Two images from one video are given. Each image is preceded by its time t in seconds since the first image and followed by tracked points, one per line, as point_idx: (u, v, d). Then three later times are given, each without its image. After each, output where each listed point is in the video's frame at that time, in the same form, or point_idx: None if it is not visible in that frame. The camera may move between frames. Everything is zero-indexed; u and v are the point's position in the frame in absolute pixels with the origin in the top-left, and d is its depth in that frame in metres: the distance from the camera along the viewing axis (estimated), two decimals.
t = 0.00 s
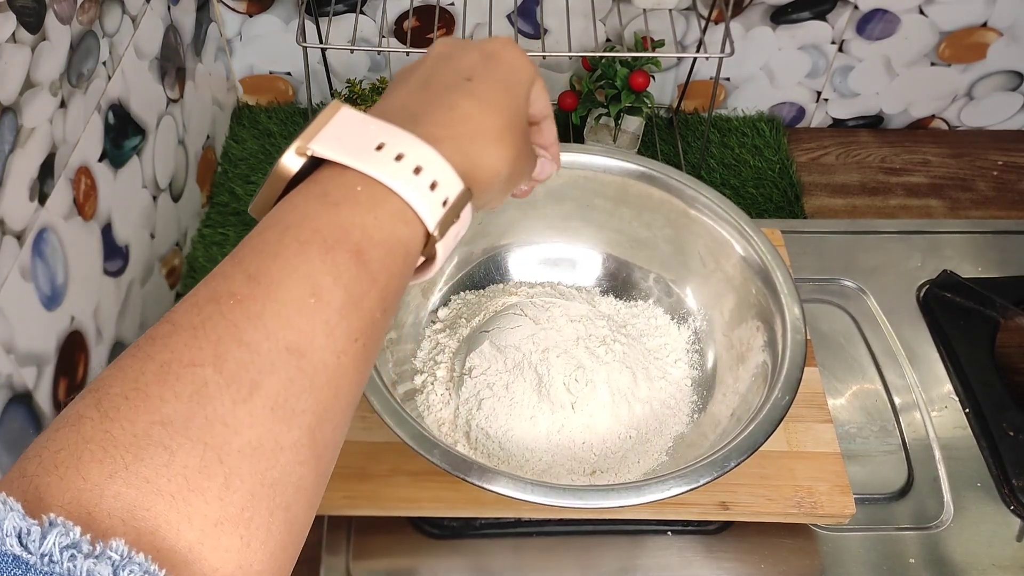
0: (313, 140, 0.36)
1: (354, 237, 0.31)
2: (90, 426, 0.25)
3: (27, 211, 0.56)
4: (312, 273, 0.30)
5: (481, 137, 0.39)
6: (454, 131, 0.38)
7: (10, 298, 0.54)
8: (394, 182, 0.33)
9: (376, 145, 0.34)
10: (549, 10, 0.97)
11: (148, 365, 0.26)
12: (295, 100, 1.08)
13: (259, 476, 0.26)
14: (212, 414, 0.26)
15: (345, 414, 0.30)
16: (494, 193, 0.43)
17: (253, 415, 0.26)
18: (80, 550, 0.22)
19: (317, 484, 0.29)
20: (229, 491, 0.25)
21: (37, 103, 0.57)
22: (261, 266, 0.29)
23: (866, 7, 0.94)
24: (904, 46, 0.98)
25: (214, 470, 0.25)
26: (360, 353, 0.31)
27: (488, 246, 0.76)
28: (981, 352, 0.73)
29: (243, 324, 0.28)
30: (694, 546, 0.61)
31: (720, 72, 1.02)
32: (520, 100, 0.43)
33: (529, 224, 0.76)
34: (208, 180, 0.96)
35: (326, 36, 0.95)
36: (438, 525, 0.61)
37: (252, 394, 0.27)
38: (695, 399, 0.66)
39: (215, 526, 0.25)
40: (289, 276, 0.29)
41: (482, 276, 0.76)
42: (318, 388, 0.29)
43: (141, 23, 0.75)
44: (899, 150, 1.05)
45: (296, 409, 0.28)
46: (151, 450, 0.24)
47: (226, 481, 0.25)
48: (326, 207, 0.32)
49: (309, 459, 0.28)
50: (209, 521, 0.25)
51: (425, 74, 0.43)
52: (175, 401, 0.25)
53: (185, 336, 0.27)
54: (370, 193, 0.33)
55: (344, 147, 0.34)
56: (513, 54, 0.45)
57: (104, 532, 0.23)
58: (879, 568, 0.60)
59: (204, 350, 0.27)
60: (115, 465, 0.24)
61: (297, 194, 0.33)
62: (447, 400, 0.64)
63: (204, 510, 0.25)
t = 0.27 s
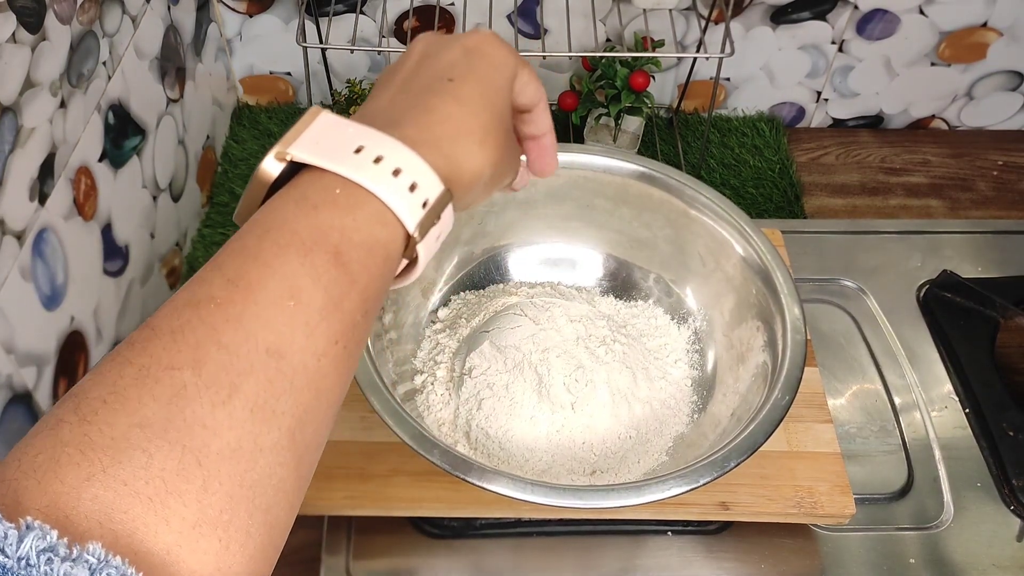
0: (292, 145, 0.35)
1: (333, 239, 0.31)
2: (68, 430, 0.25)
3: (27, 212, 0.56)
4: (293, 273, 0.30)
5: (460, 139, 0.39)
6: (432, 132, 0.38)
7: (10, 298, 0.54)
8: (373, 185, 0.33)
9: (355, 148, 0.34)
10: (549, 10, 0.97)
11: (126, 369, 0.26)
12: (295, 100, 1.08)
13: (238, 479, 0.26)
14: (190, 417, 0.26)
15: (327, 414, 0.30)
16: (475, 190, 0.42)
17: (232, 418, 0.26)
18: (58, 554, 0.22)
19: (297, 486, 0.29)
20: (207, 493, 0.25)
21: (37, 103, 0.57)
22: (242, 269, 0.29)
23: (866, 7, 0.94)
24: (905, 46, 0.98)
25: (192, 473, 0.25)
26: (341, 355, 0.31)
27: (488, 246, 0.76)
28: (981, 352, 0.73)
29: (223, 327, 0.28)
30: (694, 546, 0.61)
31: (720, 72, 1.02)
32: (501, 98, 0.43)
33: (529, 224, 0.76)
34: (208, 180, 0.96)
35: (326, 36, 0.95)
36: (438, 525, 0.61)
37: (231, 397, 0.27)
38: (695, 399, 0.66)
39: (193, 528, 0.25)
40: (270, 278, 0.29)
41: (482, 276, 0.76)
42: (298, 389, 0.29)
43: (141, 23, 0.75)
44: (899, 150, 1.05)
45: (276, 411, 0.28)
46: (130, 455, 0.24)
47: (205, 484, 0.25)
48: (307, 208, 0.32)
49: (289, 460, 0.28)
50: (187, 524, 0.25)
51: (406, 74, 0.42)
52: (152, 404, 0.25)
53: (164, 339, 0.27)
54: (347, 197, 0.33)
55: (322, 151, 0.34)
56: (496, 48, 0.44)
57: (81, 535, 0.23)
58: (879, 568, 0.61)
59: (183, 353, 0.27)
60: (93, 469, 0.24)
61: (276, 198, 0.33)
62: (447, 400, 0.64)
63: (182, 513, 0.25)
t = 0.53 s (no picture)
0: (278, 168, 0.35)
1: (320, 260, 0.31)
2: (58, 451, 0.25)
3: (27, 212, 0.56)
4: (283, 295, 0.30)
5: (445, 158, 0.39)
6: (416, 152, 0.38)
7: (10, 298, 0.54)
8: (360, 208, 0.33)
9: (340, 170, 0.34)
10: (549, 10, 0.97)
11: (115, 389, 0.26)
12: (295, 100, 1.08)
13: (227, 497, 0.26)
14: (179, 436, 0.26)
15: (316, 433, 0.31)
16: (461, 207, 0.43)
17: (220, 437, 0.27)
18: (48, 570, 0.21)
19: (286, 506, 0.29)
20: (196, 512, 0.25)
21: (37, 103, 0.57)
22: (231, 291, 0.29)
23: (866, 6, 0.94)
24: (904, 46, 0.98)
25: (181, 491, 0.25)
26: (330, 375, 0.31)
27: (488, 246, 0.76)
28: (981, 352, 0.73)
29: (211, 347, 0.28)
30: (694, 546, 0.61)
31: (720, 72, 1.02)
32: (486, 116, 0.43)
33: (529, 224, 0.76)
34: (208, 180, 0.96)
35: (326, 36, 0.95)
36: (438, 525, 0.61)
37: (219, 416, 0.27)
38: (695, 399, 0.66)
39: (182, 546, 0.25)
40: (259, 299, 0.29)
41: (482, 276, 0.76)
42: (287, 407, 0.29)
43: (141, 23, 0.75)
44: (899, 150, 1.05)
45: (265, 429, 0.28)
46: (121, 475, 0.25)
47: (194, 502, 0.25)
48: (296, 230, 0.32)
49: (278, 479, 0.28)
50: (177, 542, 0.25)
51: (391, 91, 0.42)
52: (142, 424, 0.26)
53: (153, 359, 0.27)
54: (334, 219, 0.33)
55: (308, 174, 0.34)
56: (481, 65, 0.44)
57: (70, 553, 0.23)
58: (879, 568, 0.60)
59: (171, 373, 0.27)
60: (83, 489, 0.24)
61: (262, 220, 0.33)
62: (447, 400, 0.64)
63: (171, 531, 0.25)
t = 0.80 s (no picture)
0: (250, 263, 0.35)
1: (290, 344, 0.31)
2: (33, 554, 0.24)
3: (27, 212, 0.56)
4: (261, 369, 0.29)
5: (401, 220, 0.38)
6: (382, 221, 0.37)
7: (10, 298, 0.54)
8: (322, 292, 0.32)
9: (307, 255, 0.33)
10: (549, 10, 0.97)
11: (89, 487, 0.26)
12: (295, 100, 1.08)
13: None
14: (153, 531, 0.25)
15: (297, 522, 0.29)
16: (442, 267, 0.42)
17: (194, 529, 0.26)
18: None
19: None
20: None
21: (37, 103, 0.57)
22: (213, 365, 0.29)
23: (866, 6, 0.94)
24: (905, 46, 0.98)
25: None
26: (309, 456, 0.30)
27: (488, 246, 0.76)
28: (981, 352, 0.73)
29: (185, 437, 0.27)
30: (694, 546, 0.61)
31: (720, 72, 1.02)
32: (438, 163, 0.41)
33: (529, 224, 0.76)
34: (208, 180, 0.96)
35: (326, 36, 0.95)
36: (438, 525, 0.61)
37: (192, 507, 0.26)
38: (695, 399, 0.66)
39: None
40: (238, 372, 0.29)
41: (482, 276, 0.76)
42: (265, 497, 0.28)
43: (141, 23, 0.75)
44: (899, 150, 1.05)
45: (240, 519, 0.27)
46: None
47: None
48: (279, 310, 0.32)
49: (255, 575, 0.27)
50: None
51: (350, 158, 0.41)
52: (114, 520, 0.25)
53: (124, 456, 0.26)
54: (301, 304, 0.32)
55: (275, 263, 0.34)
56: (430, 111, 0.43)
57: None
58: (879, 568, 0.60)
59: (144, 466, 0.26)
60: None
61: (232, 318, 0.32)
62: (447, 400, 0.63)
63: None
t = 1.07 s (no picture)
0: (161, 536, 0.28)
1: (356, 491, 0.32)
2: None
3: (27, 212, 0.56)
4: (358, 459, 0.32)
5: (378, 425, 0.34)
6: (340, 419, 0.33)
7: (10, 298, 0.54)
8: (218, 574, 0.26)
9: (228, 521, 0.27)
10: (549, 10, 0.97)
11: None
12: (295, 100, 1.08)
13: None
14: None
15: None
16: (472, 350, 0.40)
17: None
18: None
19: None
20: None
21: (37, 103, 0.57)
22: (309, 449, 0.32)
23: (866, 6, 0.94)
24: (905, 46, 0.98)
25: None
26: None
27: (488, 246, 0.76)
28: (981, 352, 0.73)
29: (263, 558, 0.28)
30: (694, 546, 0.61)
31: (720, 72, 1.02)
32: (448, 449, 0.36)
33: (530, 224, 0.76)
34: (208, 180, 0.96)
35: (326, 36, 0.95)
36: (438, 525, 0.61)
37: None
38: (695, 399, 0.66)
39: None
40: (337, 460, 0.32)
41: (482, 276, 0.76)
42: None
43: (141, 23, 0.75)
44: (899, 150, 1.05)
45: None
46: None
47: None
48: (364, 389, 0.35)
49: None
50: None
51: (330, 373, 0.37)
52: None
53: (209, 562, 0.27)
54: None
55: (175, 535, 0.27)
56: (393, 361, 0.37)
57: None
58: (879, 568, 0.60)
59: None
60: None
61: None
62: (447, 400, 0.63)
63: None
